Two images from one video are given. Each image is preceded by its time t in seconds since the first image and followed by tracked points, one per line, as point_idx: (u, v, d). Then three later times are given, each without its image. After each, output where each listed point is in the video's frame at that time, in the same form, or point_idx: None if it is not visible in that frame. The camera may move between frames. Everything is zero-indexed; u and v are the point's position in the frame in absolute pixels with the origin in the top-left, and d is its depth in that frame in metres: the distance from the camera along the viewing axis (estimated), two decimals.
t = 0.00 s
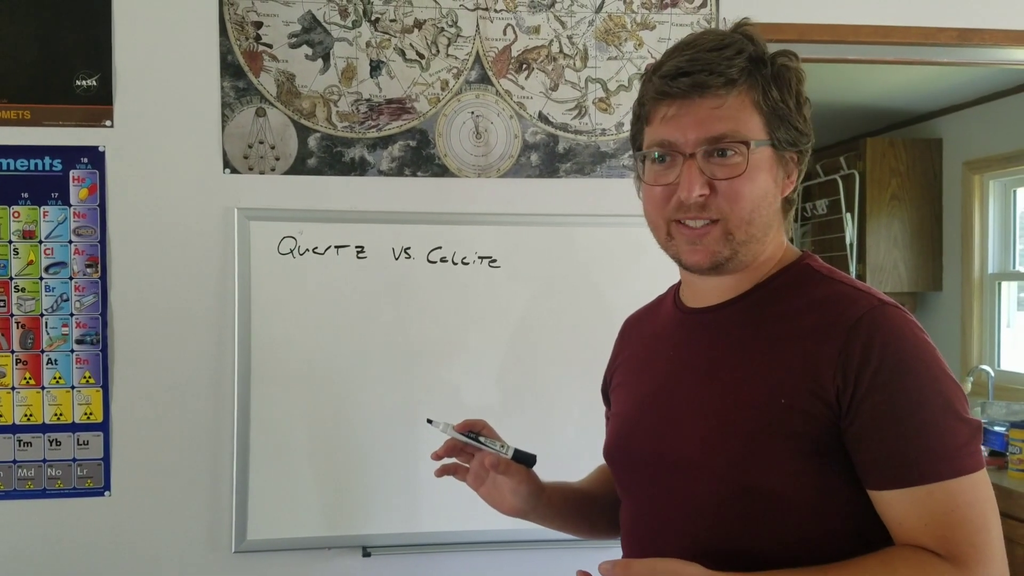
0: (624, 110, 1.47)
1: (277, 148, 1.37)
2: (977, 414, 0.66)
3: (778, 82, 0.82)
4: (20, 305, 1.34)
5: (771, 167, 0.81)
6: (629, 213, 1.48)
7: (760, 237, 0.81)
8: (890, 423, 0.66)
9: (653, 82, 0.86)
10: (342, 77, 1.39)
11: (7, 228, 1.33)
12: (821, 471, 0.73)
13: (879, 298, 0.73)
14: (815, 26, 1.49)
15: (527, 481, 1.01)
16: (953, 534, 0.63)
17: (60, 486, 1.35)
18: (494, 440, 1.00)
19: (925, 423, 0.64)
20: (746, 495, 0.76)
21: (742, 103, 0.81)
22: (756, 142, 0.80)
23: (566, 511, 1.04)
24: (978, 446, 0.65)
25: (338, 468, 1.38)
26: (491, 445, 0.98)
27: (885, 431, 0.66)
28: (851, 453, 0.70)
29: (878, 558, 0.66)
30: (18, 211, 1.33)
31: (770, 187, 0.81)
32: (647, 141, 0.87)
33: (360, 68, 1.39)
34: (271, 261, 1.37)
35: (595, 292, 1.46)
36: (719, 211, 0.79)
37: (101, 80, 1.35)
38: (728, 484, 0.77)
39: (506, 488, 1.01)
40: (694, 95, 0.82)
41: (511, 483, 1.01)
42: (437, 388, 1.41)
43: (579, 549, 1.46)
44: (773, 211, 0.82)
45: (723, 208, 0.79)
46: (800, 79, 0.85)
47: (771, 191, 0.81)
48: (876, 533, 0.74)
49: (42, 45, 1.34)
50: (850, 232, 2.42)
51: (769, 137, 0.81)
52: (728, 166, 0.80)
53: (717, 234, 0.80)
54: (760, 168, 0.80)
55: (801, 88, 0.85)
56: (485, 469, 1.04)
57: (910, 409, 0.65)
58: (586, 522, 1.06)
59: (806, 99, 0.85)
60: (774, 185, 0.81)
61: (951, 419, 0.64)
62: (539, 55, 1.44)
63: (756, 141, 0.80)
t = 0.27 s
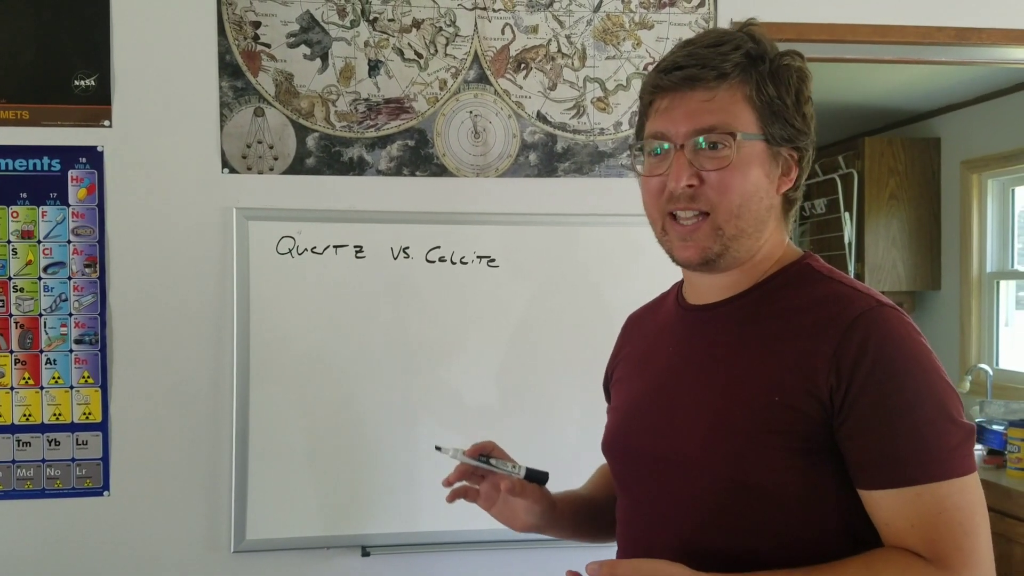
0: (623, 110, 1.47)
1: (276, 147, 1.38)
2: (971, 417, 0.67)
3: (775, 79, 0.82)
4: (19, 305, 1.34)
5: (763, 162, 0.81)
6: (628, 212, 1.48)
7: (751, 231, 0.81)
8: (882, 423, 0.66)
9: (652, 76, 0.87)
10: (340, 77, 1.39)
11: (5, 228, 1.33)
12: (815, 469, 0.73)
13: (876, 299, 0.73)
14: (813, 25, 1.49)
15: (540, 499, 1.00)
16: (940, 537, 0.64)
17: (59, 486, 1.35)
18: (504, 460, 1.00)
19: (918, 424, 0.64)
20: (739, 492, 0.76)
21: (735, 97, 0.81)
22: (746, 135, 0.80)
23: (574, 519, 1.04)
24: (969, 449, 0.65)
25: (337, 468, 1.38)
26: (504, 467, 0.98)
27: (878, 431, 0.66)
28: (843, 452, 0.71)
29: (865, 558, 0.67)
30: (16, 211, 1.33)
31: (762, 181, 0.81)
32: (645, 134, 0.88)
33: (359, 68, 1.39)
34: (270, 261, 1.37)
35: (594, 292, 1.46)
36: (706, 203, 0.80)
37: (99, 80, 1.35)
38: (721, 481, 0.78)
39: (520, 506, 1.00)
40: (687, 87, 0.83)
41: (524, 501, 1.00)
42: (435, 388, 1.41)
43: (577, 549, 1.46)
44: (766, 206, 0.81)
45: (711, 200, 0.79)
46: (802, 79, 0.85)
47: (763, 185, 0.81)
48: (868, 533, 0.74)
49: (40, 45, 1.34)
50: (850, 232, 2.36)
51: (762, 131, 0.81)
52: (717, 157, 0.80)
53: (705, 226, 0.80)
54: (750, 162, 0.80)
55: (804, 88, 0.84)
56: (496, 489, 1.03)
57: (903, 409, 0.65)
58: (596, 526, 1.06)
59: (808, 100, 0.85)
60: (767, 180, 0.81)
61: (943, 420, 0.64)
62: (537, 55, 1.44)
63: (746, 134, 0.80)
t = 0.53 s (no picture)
0: (621, 110, 1.47)
1: (275, 148, 1.38)
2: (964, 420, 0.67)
3: (786, 73, 0.84)
4: (18, 306, 1.34)
5: (760, 148, 0.82)
6: (627, 212, 1.48)
7: (745, 214, 0.82)
8: (873, 419, 0.66)
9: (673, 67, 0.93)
10: (339, 78, 1.39)
11: (4, 229, 1.33)
12: (807, 465, 0.73)
13: (875, 298, 0.73)
14: (811, 26, 1.49)
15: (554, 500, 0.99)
16: (925, 536, 0.64)
17: (58, 487, 1.35)
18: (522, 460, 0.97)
19: (907, 421, 0.64)
20: (729, 484, 0.77)
21: (739, 83, 0.85)
22: (742, 117, 0.83)
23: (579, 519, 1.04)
24: (959, 449, 0.65)
25: (336, 469, 1.38)
26: (522, 469, 0.95)
27: (868, 427, 0.66)
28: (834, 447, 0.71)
29: (849, 553, 0.67)
30: (15, 212, 1.33)
31: (758, 165, 0.82)
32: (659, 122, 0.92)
33: (358, 69, 1.39)
34: (268, 262, 1.37)
35: (592, 292, 1.46)
36: (698, 180, 0.82)
37: (98, 81, 1.35)
38: (713, 472, 0.78)
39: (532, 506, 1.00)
40: (698, 74, 0.88)
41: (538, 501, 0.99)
42: (434, 388, 1.41)
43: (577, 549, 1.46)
44: (763, 193, 0.82)
45: (703, 178, 0.82)
46: (819, 81, 0.86)
47: (759, 170, 0.82)
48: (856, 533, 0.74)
49: (39, 46, 1.34)
50: (848, 231, 2.40)
51: (763, 117, 0.83)
52: (713, 138, 0.83)
53: (696, 204, 0.83)
54: (744, 143, 0.82)
55: (819, 90, 0.86)
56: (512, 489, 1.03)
57: (894, 406, 0.65)
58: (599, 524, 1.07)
59: (823, 102, 0.86)
60: (765, 168, 0.82)
61: (934, 419, 0.65)
62: (536, 55, 1.44)
63: (742, 116, 0.83)
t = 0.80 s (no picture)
0: (619, 109, 1.47)
1: (272, 147, 1.37)
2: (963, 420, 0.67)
3: (789, 69, 0.84)
4: (15, 305, 1.34)
5: (762, 141, 0.82)
6: (625, 211, 1.48)
7: (745, 207, 0.82)
8: (873, 416, 0.66)
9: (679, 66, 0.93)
10: (337, 77, 1.39)
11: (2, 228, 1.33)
12: (806, 462, 0.73)
13: (878, 297, 0.73)
14: (808, 24, 1.49)
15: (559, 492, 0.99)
16: (918, 534, 0.64)
17: (56, 487, 1.35)
18: (530, 450, 0.97)
19: (906, 419, 0.65)
20: (728, 478, 0.77)
21: (740, 79, 0.85)
22: (742, 111, 0.83)
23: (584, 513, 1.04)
24: (957, 449, 0.65)
25: (334, 469, 1.38)
26: (530, 458, 0.94)
27: (867, 424, 0.66)
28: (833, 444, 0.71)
29: (842, 551, 0.67)
30: (13, 211, 1.33)
31: (759, 158, 0.82)
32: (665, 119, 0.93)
33: (355, 68, 1.39)
34: (266, 261, 1.37)
35: (590, 291, 1.46)
36: (698, 173, 0.83)
37: (95, 80, 1.35)
38: (712, 467, 0.78)
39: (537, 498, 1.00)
40: (702, 71, 0.88)
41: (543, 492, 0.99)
42: (433, 387, 1.41)
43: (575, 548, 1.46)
44: (764, 187, 0.82)
45: (704, 170, 0.82)
46: (824, 78, 0.85)
47: (760, 163, 0.82)
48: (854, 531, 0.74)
49: (36, 45, 1.33)
50: (846, 230, 2.32)
51: (764, 112, 0.83)
52: (714, 132, 0.83)
53: (697, 196, 0.83)
54: (744, 137, 0.82)
55: (824, 87, 0.85)
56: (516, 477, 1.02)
57: (894, 404, 0.65)
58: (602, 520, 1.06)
59: (828, 98, 0.85)
60: (767, 162, 0.82)
61: (934, 418, 0.65)
62: (533, 54, 1.44)
63: (742, 110, 0.83)
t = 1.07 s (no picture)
0: (617, 109, 1.47)
1: (269, 148, 1.37)
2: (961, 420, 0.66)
3: (783, 68, 0.83)
4: (12, 307, 1.34)
5: (759, 142, 0.82)
6: (622, 211, 1.48)
7: (746, 210, 0.82)
8: (870, 414, 0.66)
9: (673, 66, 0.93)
10: (334, 77, 1.39)
11: None
12: (805, 460, 0.73)
13: (878, 296, 0.73)
14: (806, 24, 1.49)
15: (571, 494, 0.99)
16: (909, 532, 0.64)
17: (53, 488, 1.34)
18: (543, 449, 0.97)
19: (904, 418, 0.64)
20: (727, 476, 0.77)
21: (733, 80, 0.84)
22: (736, 114, 0.83)
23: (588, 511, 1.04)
24: (954, 449, 0.65)
25: (332, 469, 1.38)
26: (545, 458, 0.94)
27: (864, 423, 0.66)
28: (831, 441, 0.71)
29: (833, 545, 0.67)
30: (9, 213, 1.33)
31: (757, 160, 0.81)
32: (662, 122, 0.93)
33: (352, 68, 1.39)
34: (263, 262, 1.37)
35: (588, 291, 1.46)
36: (698, 177, 0.83)
37: (92, 81, 1.35)
38: (711, 465, 0.78)
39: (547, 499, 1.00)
40: (696, 73, 0.88)
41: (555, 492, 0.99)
42: (431, 387, 1.41)
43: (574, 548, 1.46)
44: (765, 188, 0.82)
45: (702, 174, 0.82)
46: (818, 74, 0.84)
47: (759, 165, 0.81)
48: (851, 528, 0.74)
49: (32, 46, 1.33)
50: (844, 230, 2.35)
51: (759, 113, 0.82)
52: (711, 135, 0.83)
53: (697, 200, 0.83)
54: (740, 140, 0.82)
55: (820, 84, 0.84)
56: (528, 475, 1.02)
57: (892, 403, 0.65)
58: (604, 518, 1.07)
59: (823, 95, 0.84)
60: (765, 162, 0.82)
61: (932, 418, 0.64)
62: (530, 54, 1.44)
63: (736, 113, 0.83)
